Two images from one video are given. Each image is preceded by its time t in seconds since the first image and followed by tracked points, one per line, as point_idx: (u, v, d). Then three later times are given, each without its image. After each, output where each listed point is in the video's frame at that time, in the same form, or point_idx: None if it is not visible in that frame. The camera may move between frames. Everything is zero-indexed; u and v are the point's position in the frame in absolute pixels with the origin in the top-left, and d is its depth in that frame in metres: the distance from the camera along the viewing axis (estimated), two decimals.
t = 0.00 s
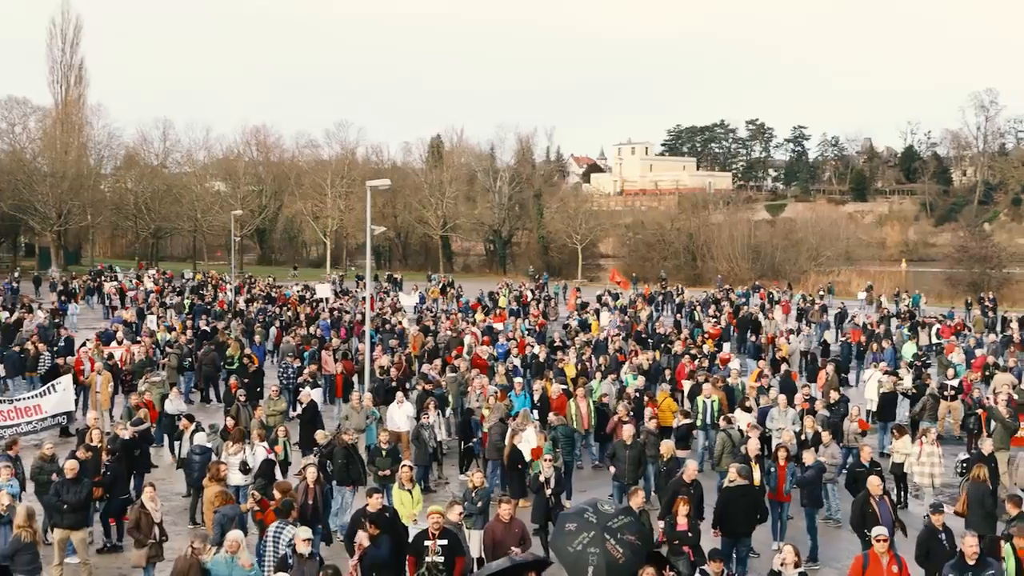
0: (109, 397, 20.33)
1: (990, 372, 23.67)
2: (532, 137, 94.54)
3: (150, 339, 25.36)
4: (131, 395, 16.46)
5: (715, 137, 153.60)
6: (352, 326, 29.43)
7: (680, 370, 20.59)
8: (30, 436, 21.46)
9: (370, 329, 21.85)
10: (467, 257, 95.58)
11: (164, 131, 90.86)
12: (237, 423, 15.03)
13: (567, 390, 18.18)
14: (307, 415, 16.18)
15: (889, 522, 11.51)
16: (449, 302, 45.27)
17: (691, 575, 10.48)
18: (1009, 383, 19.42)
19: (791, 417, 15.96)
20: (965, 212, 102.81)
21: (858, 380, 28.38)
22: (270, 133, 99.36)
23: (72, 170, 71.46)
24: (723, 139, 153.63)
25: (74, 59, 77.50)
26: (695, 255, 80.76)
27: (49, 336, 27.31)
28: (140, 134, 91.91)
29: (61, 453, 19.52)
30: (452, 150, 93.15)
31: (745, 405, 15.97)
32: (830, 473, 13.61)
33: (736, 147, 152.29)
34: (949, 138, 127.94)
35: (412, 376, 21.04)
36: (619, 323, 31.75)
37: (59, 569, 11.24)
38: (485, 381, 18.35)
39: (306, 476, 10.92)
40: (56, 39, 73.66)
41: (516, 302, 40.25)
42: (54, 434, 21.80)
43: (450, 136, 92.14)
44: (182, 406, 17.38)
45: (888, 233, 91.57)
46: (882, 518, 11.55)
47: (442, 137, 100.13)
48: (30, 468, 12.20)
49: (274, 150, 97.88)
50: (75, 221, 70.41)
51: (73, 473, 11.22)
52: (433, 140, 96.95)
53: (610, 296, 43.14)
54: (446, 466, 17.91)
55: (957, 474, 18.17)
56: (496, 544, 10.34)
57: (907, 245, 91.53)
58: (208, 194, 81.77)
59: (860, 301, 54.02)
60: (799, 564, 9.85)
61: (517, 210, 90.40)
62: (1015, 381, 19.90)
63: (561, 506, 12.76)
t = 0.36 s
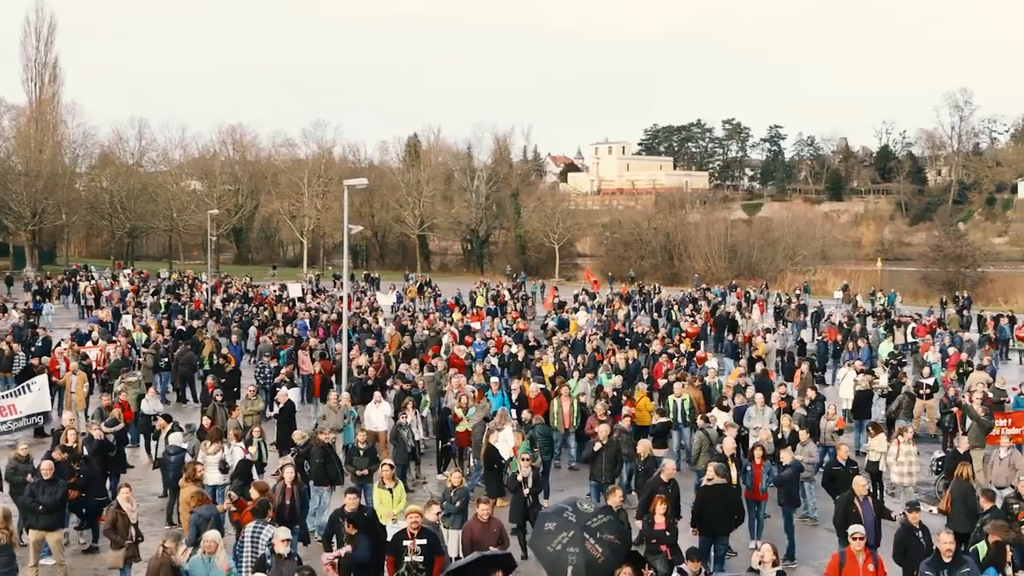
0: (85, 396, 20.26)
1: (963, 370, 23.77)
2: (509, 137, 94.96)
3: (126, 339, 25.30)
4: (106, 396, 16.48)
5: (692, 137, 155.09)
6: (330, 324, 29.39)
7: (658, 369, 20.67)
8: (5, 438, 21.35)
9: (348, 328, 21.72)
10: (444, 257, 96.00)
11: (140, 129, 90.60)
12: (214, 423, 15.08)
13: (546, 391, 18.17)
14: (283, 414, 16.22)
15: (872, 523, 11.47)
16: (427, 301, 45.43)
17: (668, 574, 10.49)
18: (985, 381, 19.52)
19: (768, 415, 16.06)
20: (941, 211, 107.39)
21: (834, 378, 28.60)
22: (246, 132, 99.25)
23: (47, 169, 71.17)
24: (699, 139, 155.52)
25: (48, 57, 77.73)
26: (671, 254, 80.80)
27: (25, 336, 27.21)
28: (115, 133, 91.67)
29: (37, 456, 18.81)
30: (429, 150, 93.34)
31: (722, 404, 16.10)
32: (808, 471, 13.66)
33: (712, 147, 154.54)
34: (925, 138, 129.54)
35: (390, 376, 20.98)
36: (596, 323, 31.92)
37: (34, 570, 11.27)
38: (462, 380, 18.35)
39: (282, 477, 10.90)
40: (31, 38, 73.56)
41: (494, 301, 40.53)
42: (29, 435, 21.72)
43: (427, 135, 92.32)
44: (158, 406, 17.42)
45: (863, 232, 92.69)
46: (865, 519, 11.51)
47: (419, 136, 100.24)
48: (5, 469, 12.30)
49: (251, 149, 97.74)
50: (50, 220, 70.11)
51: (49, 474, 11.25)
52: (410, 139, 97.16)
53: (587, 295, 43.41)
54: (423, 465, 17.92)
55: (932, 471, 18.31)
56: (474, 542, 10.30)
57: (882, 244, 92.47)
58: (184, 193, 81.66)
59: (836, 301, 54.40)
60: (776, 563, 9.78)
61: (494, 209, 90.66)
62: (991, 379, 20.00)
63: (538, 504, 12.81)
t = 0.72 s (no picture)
0: (60, 398, 20.15)
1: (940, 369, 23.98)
2: (487, 137, 95.10)
3: (103, 340, 25.29)
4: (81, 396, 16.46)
5: (669, 138, 155.89)
6: (308, 326, 29.42)
7: (635, 369, 20.77)
8: None
9: (326, 329, 21.81)
10: (422, 258, 96.07)
11: (116, 130, 90.30)
12: (191, 424, 15.07)
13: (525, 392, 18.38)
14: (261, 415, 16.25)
15: (863, 523, 11.41)
16: (405, 301, 45.51)
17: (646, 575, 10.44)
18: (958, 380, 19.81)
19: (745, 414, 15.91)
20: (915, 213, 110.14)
21: (810, 379, 28.78)
22: (223, 132, 99.13)
23: (22, 169, 70.84)
24: (677, 140, 155.99)
25: (24, 57, 77.73)
26: (650, 254, 80.88)
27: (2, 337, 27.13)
28: (91, 133, 91.35)
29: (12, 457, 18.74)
30: (407, 150, 93.44)
31: (700, 404, 16.08)
32: (786, 471, 13.70)
33: (690, 148, 154.90)
34: (901, 138, 130.80)
35: (368, 376, 21.05)
36: (575, 323, 32.06)
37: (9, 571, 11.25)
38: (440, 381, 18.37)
39: (260, 478, 10.85)
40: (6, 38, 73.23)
41: (472, 302, 40.59)
42: (5, 436, 21.64)
43: (406, 136, 92.38)
44: (135, 407, 17.43)
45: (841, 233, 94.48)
46: (855, 520, 11.46)
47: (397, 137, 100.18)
48: None
49: (228, 149, 97.55)
50: (25, 221, 69.75)
51: (24, 475, 11.22)
52: (388, 140, 97.14)
53: (565, 295, 43.60)
54: (401, 466, 17.95)
55: (907, 470, 18.41)
56: (453, 543, 10.24)
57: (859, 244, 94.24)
58: (160, 193, 81.23)
59: (813, 302, 54.67)
60: (754, 562, 9.75)
61: (473, 209, 90.65)
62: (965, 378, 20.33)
63: (517, 505, 12.83)
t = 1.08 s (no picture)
0: (18, 400, 20.03)
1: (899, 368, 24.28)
2: (450, 137, 95.15)
3: (64, 341, 25.14)
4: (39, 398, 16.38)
5: (632, 138, 157.03)
6: (270, 326, 29.37)
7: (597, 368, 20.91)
8: None
9: (288, 330, 21.81)
10: (384, 258, 96.21)
11: (76, 130, 89.62)
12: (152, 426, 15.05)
13: (488, 393, 18.57)
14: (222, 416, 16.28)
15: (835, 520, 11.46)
16: (369, 301, 45.51)
17: (609, 574, 10.40)
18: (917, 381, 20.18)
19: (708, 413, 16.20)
20: (876, 213, 111.72)
21: (772, 379, 29.01)
22: (184, 132, 98.72)
23: None
24: (639, 140, 157.26)
25: None
26: (612, 254, 81.18)
27: None
28: (50, 133, 90.57)
29: None
30: (370, 150, 93.32)
31: (662, 404, 16.26)
32: (747, 470, 13.85)
33: (653, 148, 156.09)
34: (861, 139, 132.66)
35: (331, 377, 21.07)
36: (538, 324, 32.20)
37: None
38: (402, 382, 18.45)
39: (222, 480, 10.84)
40: None
41: (435, 302, 40.68)
42: None
43: (369, 136, 92.24)
44: (94, 409, 17.37)
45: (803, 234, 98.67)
46: (827, 518, 11.50)
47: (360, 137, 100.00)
48: None
49: (189, 149, 97.03)
50: None
51: None
52: (350, 140, 96.91)
53: (528, 296, 43.80)
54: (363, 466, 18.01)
55: (868, 469, 18.62)
56: (416, 544, 10.25)
57: (820, 244, 97.38)
58: (121, 194, 80.54)
59: (774, 302, 55.11)
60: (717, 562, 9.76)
61: (435, 210, 91.05)
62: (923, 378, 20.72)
63: (479, 506, 12.88)
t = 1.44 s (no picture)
0: None
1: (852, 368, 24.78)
2: (406, 138, 95.36)
3: (14, 344, 24.95)
4: None
5: (587, 139, 158.06)
6: (224, 327, 29.26)
7: (554, 368, 21.12)
8: None
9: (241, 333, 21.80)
10: (340, 259, 96.73)
11: (27, 130, 89.08)
12: (105, 428, 15.05)
13: (443, 392, 18.95)
14: (176, 419, 16.35)
15: (786, 522, 11.56)
16: (325, 303, 45.56)
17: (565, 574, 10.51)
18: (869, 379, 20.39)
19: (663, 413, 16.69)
20: (829, 215, 113.36)
21: (727, 379, 29.29)
22: (138, 132, 98.55)
23: None
24: (595, 142, 158.21)
25: None
26: (568, 255, 81.75)
27: None
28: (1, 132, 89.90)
29: None
30: (326, 151, 93.38)
31: (618, 405, 16.46)
32: (701, 470, 14.05)
33: (608, 150, 157.01)
34: (815, 141, 134.37)
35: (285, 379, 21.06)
36: (493, 325, 32.32)
37: None
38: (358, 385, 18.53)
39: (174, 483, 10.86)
40: None
41: (391, 303, 40.74)
42: None
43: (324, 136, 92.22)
44: (45, 412, 17.29)
45: (757, 235, 100.24)
46: (780, 519, 11.57)
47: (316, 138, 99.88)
48: None
49: (143, 149, 96.85)
50: None
51: None
52: (306, 141, 96.89)
53: (484, 296, 43.93)
54: (319, 469, 18.09)
55: (821, 469, 18.81)
56: (371, 545, 10.22)
57: (774, 245, 99.33)
58: (73, 194, 80.20)
59: (728, 302, 55.59)
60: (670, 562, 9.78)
61: (391, 210, 90.91)
62: (874, 378, 20.96)
63: (435, 507, 12.94)
